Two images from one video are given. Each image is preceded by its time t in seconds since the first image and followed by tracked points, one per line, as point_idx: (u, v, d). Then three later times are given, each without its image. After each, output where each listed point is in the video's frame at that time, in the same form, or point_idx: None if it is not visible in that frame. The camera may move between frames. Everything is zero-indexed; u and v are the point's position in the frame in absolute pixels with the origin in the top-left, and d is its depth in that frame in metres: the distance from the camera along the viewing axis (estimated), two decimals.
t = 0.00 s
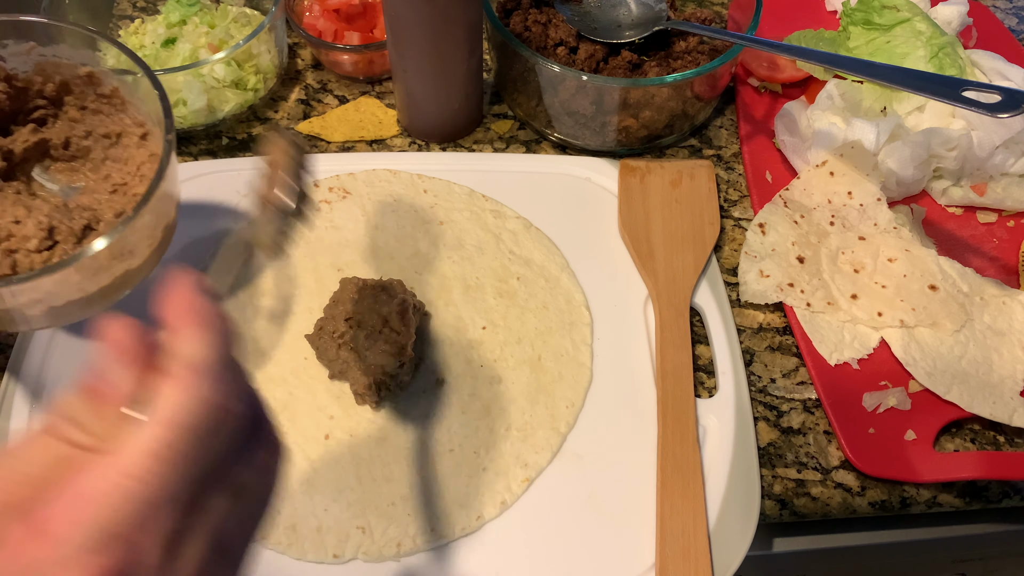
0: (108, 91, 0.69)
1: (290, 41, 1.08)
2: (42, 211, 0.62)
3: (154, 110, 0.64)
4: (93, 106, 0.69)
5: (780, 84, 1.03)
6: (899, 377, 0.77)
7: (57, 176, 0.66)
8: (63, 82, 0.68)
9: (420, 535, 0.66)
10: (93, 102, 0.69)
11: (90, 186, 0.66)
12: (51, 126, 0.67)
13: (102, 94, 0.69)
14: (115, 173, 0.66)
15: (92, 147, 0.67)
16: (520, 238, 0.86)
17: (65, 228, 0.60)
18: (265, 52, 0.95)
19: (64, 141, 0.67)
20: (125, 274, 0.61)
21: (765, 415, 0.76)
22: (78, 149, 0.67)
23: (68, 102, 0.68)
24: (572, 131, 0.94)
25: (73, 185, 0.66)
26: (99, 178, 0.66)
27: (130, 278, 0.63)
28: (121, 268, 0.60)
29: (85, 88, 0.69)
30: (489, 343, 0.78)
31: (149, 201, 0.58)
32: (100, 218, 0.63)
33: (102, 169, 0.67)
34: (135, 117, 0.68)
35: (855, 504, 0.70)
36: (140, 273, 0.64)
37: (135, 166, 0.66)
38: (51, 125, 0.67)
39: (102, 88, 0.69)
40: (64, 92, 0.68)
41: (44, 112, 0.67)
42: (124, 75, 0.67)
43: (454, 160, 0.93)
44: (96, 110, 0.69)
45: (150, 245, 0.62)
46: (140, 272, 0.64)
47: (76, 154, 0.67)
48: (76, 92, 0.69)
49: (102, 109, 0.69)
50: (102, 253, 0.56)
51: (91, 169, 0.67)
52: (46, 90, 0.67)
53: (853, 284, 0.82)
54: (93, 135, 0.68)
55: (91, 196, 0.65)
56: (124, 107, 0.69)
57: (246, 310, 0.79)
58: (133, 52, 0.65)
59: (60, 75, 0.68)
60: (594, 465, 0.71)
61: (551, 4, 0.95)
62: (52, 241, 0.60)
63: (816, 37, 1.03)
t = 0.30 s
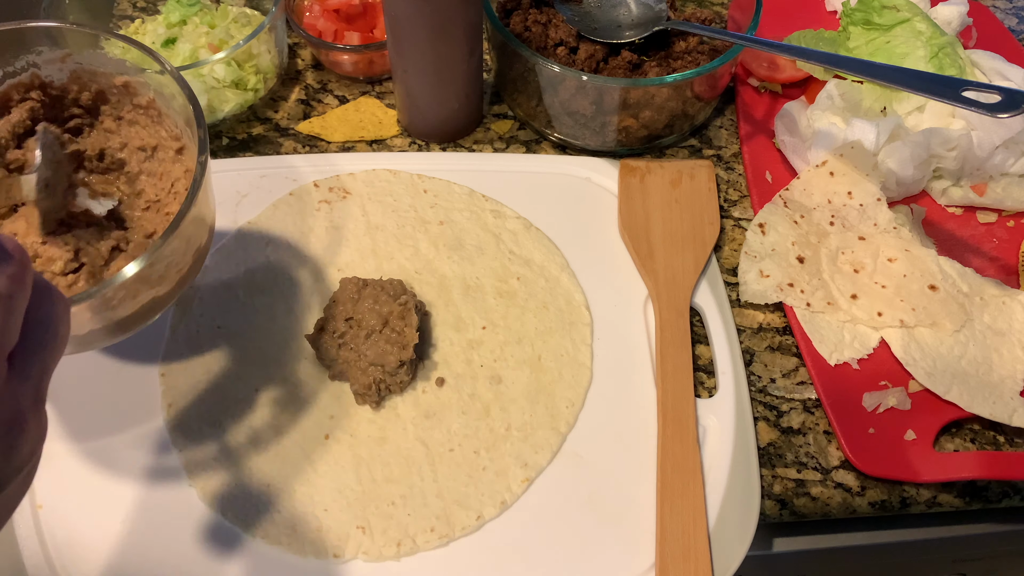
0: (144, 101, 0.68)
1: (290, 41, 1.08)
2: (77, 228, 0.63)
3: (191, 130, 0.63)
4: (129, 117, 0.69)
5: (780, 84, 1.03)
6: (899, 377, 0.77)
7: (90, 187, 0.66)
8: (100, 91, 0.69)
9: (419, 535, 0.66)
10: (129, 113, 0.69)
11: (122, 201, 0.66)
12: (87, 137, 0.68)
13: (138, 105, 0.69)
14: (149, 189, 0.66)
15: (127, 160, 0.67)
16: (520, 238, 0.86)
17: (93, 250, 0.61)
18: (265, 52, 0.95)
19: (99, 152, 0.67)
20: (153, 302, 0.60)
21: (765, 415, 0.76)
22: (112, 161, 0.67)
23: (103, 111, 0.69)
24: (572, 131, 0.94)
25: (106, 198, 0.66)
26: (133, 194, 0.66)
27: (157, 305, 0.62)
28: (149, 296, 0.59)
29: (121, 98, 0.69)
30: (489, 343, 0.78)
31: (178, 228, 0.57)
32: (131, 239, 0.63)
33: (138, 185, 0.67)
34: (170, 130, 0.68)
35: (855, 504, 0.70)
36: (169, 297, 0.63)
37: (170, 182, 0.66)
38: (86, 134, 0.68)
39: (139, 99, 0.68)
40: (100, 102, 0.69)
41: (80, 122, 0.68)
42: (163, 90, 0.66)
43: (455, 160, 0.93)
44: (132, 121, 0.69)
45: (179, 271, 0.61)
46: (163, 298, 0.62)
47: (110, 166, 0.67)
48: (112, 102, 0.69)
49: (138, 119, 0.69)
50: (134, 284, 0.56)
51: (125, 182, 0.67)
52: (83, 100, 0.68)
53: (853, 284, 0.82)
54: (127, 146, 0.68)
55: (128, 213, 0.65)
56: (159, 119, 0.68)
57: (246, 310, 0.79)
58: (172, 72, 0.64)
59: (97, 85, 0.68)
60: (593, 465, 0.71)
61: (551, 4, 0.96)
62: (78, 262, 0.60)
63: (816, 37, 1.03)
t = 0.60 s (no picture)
0: (154, 126, 0.70)
1: (290, 41, 1.08)
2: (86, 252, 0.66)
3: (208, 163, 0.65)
4: (136, 140, 0.71)
5: (780, 84, 1.03)
6: (899, 377, 0.77)
7: (97, 209, 0.70)
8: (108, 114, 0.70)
9: (419, 535, 0.66)
10: (137, 135, 0.71)
11: (130, 223, 0.70)
12: (94, 157, 0.70)
13: (148, 130, 0.70)
14: (157, 212, 0.70)
15: (134, 182, 0.70)
16: (520, 239, 0.86)
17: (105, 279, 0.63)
18: (265, 52, 0.95)
19: (105, 174, 0.70)
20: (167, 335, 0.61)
21: (765, 415, 0.76)
22: (118, 183, 0.70)
23: (111, 133, 0.71)
24: (572, 131, 0.94)
25: (113, 220, 0.70)
26: (141, 216, 0.70)
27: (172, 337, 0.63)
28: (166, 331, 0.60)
29: (129, 120, 0.71)
30: (489, 343, 0.78)
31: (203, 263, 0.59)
32: (140, 266, 0.66)
33: (145, 207, 0.70)
34: (180, 155, 0.70)
35: (855, 504, 0.70)
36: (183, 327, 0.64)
37: (179, 209, 0.69)
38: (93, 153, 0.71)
39: (148, 123, 0.70)
40: (108, 124, 0.71)
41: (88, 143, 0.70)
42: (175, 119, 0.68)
43: (455, 160, 0.93)
44: (139, 144, 0.71)
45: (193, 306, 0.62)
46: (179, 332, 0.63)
47: (116, 187, 0.70)
48: (120, 124, 0.71)
49: (145, 143, 0.71)
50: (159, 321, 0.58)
51: (131, 205, 0.70)
52: (92, 122, 0.70)
53: (853, 284, 0.82)
54: (134, 168, 0.71)
55: (134, 236, 0.69)
56: (168, 144, 0.70)
57: (246, 310, 0.79)
58: (190, 105, 0.65)
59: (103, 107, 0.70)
60: (593, 465, 0.71)
61: (551, 4, 0.96)
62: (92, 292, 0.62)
63: (816, 37, 1.03)
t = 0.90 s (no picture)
0: (155, 126, 0.71)
1: (290, 41, 1.08)
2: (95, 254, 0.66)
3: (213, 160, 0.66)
4: (138, 139, 0.72)
5: (780, 84, 1.03)
6: (899, 377, 0.77)
7: (103, 209, 0.69)
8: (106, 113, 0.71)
9: (419, 535, 0.66)
10: (138, 135, 0.72)
11: (135, 222, 0.69)
12: (96, 159, 0.71)
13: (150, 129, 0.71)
14: (161, 211, 0.70)
15: (137, 181, 0.71)
16: (520, 239, 0.86)
17: (117, 280, 0.64)
18: (265, 52, 0.95)
19: (109, 174, 0.70)
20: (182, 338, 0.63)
21: (765, 415, 0.76)
22: (121, 184, 0.70)
23: (112, 133, 0.72)
24: (572, 131, 0.94)
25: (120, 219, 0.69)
26: (146, 216, 0.70)
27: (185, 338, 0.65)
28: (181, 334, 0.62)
29: (129, 120, 0.71)
30: (489, 343, 0.78)
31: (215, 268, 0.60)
32: (150, 266, 0.67)
33: (149, 206, 0.70)
34: (182, 154, 0.71)
35: (855, 504, 0.70)
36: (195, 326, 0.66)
37: (183, 206, 0.70)
38: (94, 155, 0.71)
39: (149, 123, 0.71)
40: (108, 124, 0.72)
41: (87, 143, 0.71)
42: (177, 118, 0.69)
43: (454, 160, 0.93)
44: (141, 143, 0.72)
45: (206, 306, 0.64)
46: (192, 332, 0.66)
47: (119, 187, 0.70)
48: (120, 124, 0.72)
49: (147, 142, 0.72)
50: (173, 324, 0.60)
51: (135, 204, 0.70)
52: (92, 123, 0.71)
53: (853, 284, 0.82)
54: (137, 168, 0.71)
55: (140, 234, 0.69)
56: (169, 143, 0.71)
57: (246, 309, 0.79)
58: (189, 102, 0.66)
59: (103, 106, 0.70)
60: (593, 465, 0.71)
61: (551, 4, 0.96)
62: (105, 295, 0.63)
63: (816, 37, 1.03)
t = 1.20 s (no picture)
0: (154, 131, 0.71)
1: (290, 41, 1.08)
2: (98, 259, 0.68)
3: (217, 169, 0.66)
4: (135, 144, 0.72)
5: (780, 84, 1.03)
6: (899, 377, 0.77)
7: (99, 214, 0.71)
8: (104, 118, 0.70)
9: (419, 534, 0.66)
10: (136, 139, 0.72)
11: (134, 226, 0.71)
12: (94, 162, 0.72)
13: (148, 134, 0.71)
14: (161, 215, 0.71)
15: (136, 186, 0.72)
16: (520, 238, 0.86)
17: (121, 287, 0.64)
18: (265, 52, 0.95)
19: (108, 179, 0.71)
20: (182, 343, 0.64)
21: (765, 415, 0.76)
22: (120, 188, 0.71)
23: (110, 138, 0.72)
24: (572, 131, 0.94)
25: (117, 223, 0.71)
26: (145, 219, 0.71)
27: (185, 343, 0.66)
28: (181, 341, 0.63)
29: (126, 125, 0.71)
30: (489, 344, 0.78)
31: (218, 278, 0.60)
32: (153, 269, 0.67)
33: (148, 211, 0.72)
34: (181, 159, 0.71)
35: (855, 504, 0.70)
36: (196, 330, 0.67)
37: (183, 210, 0.70)
38: (93, 160, 0.72)
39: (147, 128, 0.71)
40: (106, 129, 0.71)
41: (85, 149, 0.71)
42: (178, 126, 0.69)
43: (454, 160, 0.93)
44: (139, 148, 0.72)
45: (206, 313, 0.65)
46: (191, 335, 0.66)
47: (117, 192, 0.72)
48: (117, 130, 0.71)
49: (145, 146, 0.72)
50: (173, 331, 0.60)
51: (134, 208, 0.72)
52: (89, 128, 0.70)
53: (853, 284, 0.82)
54: (135, 173, 0.72)
55: (140, 238, 0.70)
56: (168, 148, 0.72)
57: (246, 309, 0.79)
58: (192, 113, 0.66)
59: (100, 110, 0.70)
60: (593, 465, 0.71)
61: (551, 4, 0.96)
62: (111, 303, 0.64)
63: (816, 37, 1.03)
